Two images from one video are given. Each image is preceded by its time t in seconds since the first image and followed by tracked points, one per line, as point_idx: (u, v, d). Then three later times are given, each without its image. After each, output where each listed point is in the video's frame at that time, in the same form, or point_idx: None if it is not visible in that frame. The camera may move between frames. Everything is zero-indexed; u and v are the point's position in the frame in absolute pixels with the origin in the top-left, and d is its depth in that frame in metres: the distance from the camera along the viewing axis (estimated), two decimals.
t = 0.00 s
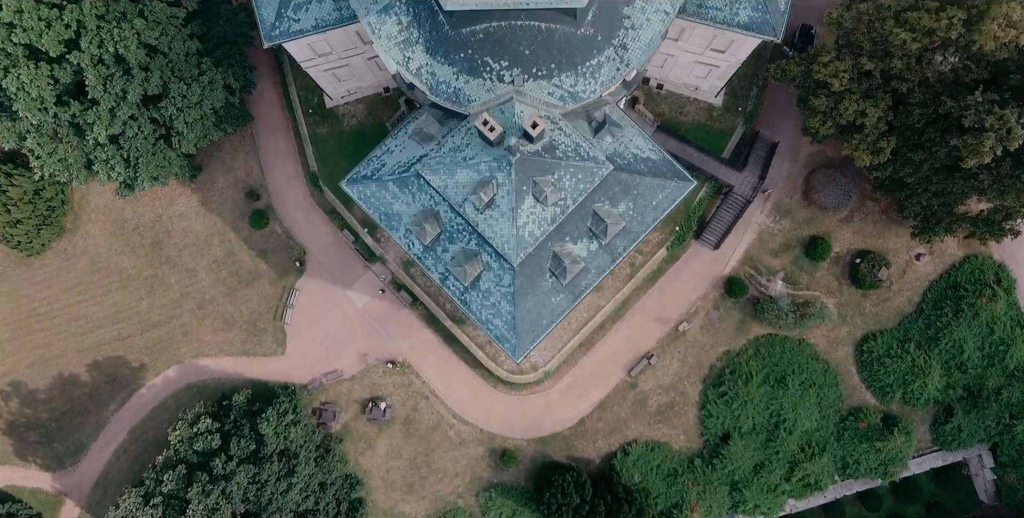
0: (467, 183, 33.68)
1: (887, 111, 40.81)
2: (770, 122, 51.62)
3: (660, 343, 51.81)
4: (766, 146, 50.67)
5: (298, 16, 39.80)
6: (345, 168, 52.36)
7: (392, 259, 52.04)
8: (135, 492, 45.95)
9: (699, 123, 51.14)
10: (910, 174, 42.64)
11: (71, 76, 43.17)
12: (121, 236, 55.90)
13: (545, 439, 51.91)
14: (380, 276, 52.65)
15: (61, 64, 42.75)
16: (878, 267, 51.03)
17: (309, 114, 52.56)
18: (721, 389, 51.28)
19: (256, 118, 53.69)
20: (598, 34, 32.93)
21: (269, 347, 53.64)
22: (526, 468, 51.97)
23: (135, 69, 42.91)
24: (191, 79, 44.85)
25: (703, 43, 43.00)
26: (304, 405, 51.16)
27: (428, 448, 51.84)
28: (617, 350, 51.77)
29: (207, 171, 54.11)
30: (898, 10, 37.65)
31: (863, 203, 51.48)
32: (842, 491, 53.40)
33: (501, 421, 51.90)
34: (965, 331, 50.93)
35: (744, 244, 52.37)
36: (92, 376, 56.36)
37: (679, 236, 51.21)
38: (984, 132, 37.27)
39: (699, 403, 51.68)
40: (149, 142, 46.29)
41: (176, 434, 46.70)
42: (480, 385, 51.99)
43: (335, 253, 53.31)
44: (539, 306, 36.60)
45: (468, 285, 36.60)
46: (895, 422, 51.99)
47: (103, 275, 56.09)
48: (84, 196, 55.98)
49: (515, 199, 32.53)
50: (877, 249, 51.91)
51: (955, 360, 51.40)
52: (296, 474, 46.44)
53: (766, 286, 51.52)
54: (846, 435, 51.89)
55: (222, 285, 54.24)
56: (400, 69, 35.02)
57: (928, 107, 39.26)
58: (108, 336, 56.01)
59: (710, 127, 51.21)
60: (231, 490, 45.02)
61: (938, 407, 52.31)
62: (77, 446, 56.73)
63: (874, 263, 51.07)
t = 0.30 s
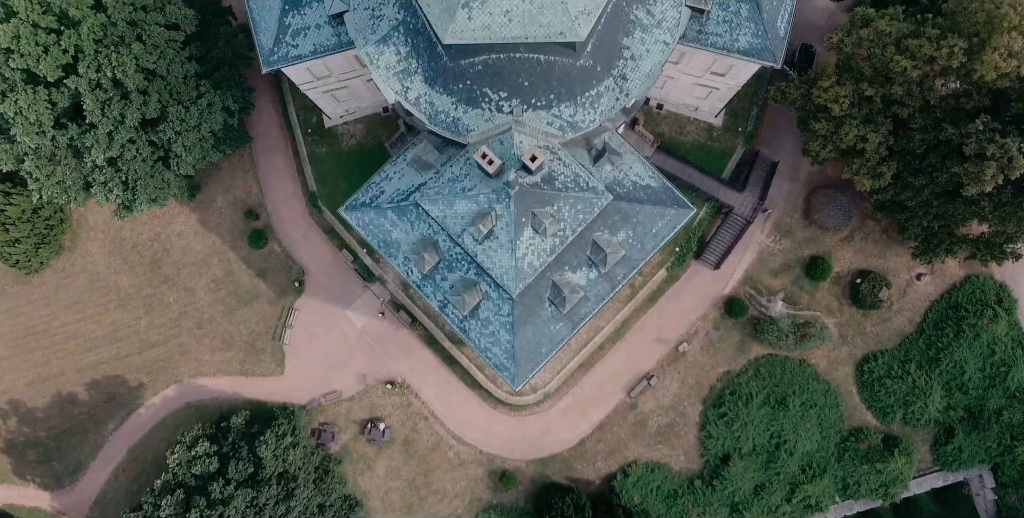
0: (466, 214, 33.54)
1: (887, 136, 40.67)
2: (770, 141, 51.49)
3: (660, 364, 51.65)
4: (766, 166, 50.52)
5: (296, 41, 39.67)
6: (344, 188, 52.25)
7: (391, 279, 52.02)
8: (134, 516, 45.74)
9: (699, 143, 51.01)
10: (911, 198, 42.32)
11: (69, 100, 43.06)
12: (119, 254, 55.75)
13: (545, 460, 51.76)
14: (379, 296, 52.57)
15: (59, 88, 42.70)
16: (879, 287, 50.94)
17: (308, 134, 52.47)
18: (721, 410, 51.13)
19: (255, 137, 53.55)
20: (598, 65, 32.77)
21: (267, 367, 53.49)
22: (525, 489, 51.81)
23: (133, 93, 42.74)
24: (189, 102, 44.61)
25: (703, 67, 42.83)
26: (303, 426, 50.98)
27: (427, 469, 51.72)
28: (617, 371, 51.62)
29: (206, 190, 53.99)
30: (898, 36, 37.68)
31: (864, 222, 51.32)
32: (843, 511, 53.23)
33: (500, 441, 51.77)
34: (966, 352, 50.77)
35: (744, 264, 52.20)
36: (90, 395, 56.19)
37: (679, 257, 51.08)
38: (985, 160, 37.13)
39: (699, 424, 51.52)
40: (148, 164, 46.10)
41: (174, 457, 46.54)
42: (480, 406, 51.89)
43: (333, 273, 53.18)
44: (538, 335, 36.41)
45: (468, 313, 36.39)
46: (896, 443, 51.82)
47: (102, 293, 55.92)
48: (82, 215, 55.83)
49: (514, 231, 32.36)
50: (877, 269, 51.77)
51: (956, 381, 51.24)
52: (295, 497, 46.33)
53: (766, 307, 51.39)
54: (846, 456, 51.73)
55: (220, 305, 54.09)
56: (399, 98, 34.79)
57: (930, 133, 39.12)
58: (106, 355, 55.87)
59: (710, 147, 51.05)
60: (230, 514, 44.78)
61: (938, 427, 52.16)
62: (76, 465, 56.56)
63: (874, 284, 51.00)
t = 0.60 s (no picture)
0: (465, 245, 33.42)
1: (887, 161, 40.47)
2: (770, 161, 51.36)
3: (660, 385, 51.50)
4: (766, 187, 50.39)
5: (294, 67, 39.42)
6: (343, 209, 52.13)
7: (390, 299, 51.99)
8: None
9: (699, 164, 50.86)
10: (911, 222, 42.11)
11: (66, 124, 42.93)
12: (118, 273, 55.58)
13: (544, 481, 51.62)
14: (378, 316, 52.51)
15: (56, 112, 42.61)
16: (879, 308, 50.82)
17: (306, 154, 52.41)
18: (721, 431, 50.99)
19: (253, 156, 53.44)
20: (597, 96, 32.66)
21: (266, 387, 53.35)
22: (524, 510, 51.66)
23: (131, 118, 42.60)
24: (187, 126, 44.43)
25: (703, 91, 42.64)
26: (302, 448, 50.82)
27: (426, 490, 51.60)
28: (617, 391, 51.48)
29: (204, 210, 53.88)
30: (898, 63, 37.60)
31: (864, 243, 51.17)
32: None
33: (499, 462, 51.64)
34: (967, 374, 50.62)
35: (744, 284, 52.07)
36: (88, 414, 55.93)
37: (679, 277, 50.97)
38: (985, 189, 36.95)
39: (699, 445, 51.38)
40: (145, 187, 45.86)
41: (173, 481, 46.66)
42: (479, 426, 51.80)
43: (332, 293, 53.05)
44: (537, 364, 36.21)
45: (466, 343, 36.25)
46: (896, 464, 51.66)
47: (100, 312, 55.71)
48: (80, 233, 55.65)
49: (512, 263, 32.23)
50: (878, 289, 51.62)
51: (956, 402, 51.08)
52: None
53: (766, 328, 51.31)
54: (847, 477, 51.61)
55: (219, 324, 53.94)
56: (397, 128, 34.68)
57: (931, 158, 38.85)
58: (105, 374, 55.66)
59: (710, 168, 50.91)
60: None
61: (939, 448, 52.00)
62: (74, 484, 56.24)
63: (874, 304, 50.88)
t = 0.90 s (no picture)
0: (463, 277, 33.28)
1: (888, 187, 40.30)
2: (770, 181, 51.19)
3: (659, 406, 51.35)
4: (766, 208, 50.21)
5: (292, 93, 39.20)
6: (342, 229, 51.97)
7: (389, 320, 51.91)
8: None
9: (698, 185, 50.71)
10: (911, 247, 41.92)
11: (63, 148, 42.79)
12: (116, 292, 55.39)
13: (543, 503, 51.46)
14: (377, 336, 52.45)
15: (54, 137, 42.48)
16: (879, 329, 50.68)
17: (305, 174, 52.31)
18: (720, 453, 50.84)
19: (252, 176, 53.29)
20: (596, 128, 32.50)
21: (265, 408, 53.22)
22: None
23: (128, 143, 42.47)
24: (185, 150, 44.27)
25: (703, 115, 42.48)
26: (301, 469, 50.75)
27: (424, 511, 51.50)
28: (616, 412, 51.32)
29: (202, 229, 53.76)
30: (898, 91, 37.47)
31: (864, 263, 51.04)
32: None
33: (498, 484, 51.54)
34: (967, 395, 50.43)
35: (744, 304, 51.92)
36: (87, 433, 55.58)
37: (679, 298, 50.80)
38: (985, 218, 36.89)
39: (698, 466, 51.25)
40: (143, 210, 45.65)
41: (170, 505, 46.66)
42: (478, 447, 51.74)
43: (331, 314, 52.95)
44: (536, 394, 36.03)
45: (464, 373, 36.06)
46: (896, 485, 51.48)
47: (98, 331, 55.47)
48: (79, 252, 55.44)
49: (511, 296, 32.08)
50: (878, 309, 51.49)
51: (957, 423, 50.93)
52: None
53: (765, 349, 51.19)
54: (847, 498, 51.49)
55: (217, 344, 53.81)
56: (395, 159, 34.52)
57: (931, 185, 38.67)
58: (103, 393, 55.38)
59: (710, 189, 50.74)
60: None
61: (939, 469, 51.84)
62: (72, 504, 55.84)
63: (875, 325, 50.75)
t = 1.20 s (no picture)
0: (461, 309, 33.14)
1: (888, 213, 40.11)
2: (770, 202, 51.04)
3: (659, 428, 51.18)
4: (766, 229, 49.98)
5: (290, 120, 38.99)
6: (340, 250, 51.82)
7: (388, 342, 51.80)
8: None
9: (698, 206, 50.59)
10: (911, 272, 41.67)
11: (60, 173, 42.69)
12: (114, 311, 55.21)
13: None
14: (376, 358, 52.37)
15: (51, 162, 42.38)
16: (880, 350, 50.55)
17: (303, 195, 52.25)
18: (720, 475, 50.68)
19: (251, 196, 53.14)
20: (595, 161, 32.31)
21: (263, 429, 53.08)
22: None
23: (126, 168, 42.34)
24: (184, 174, 44.13)
25: (703, 140, 42.40)
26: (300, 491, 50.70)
27: None
28: (616, 434, 51.16)
29: (201, 249, 53.62)
30: (899, 119, 37.28)
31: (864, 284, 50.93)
32: None
33: (497, 505, 51.44)
34: (968, 417, 50.25)
35: (744, 325, 51.74)
36: (85, 453, 55.26)
37: (678, 320, 50.65)
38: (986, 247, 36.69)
39: (698, 488, 51.09)
40: (141, 234, 45.57)
41: None
42: (477, 468, 51.68)
43: (330, 335, 52.84)
44: (535, 425, 35.82)
45: (463, 404, 35.87)
46: (897, 506, 51.28)
47: (96, 351, 55.22)
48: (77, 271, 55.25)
49: (509, 329, 31.90)
50: (879, 330, 51.33)
51: (958, 445, 50.73)
52: None
53: (765, 371, 51.03)
54: None
55: (215, 365, 53.67)
56: (393, 190, 34.33)
57: (931, 213, 38.64)
58: (101, 413, 55.09)
59: (710, 210, 50.62)
60: None
61: (940, 491, 51.63)
62: None
63: (875, 346, 50.60)
